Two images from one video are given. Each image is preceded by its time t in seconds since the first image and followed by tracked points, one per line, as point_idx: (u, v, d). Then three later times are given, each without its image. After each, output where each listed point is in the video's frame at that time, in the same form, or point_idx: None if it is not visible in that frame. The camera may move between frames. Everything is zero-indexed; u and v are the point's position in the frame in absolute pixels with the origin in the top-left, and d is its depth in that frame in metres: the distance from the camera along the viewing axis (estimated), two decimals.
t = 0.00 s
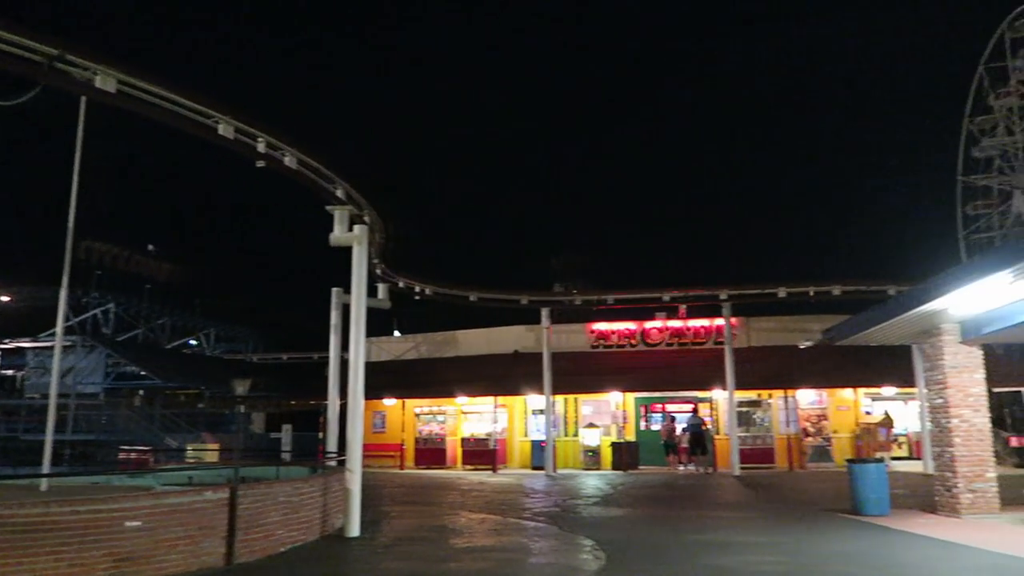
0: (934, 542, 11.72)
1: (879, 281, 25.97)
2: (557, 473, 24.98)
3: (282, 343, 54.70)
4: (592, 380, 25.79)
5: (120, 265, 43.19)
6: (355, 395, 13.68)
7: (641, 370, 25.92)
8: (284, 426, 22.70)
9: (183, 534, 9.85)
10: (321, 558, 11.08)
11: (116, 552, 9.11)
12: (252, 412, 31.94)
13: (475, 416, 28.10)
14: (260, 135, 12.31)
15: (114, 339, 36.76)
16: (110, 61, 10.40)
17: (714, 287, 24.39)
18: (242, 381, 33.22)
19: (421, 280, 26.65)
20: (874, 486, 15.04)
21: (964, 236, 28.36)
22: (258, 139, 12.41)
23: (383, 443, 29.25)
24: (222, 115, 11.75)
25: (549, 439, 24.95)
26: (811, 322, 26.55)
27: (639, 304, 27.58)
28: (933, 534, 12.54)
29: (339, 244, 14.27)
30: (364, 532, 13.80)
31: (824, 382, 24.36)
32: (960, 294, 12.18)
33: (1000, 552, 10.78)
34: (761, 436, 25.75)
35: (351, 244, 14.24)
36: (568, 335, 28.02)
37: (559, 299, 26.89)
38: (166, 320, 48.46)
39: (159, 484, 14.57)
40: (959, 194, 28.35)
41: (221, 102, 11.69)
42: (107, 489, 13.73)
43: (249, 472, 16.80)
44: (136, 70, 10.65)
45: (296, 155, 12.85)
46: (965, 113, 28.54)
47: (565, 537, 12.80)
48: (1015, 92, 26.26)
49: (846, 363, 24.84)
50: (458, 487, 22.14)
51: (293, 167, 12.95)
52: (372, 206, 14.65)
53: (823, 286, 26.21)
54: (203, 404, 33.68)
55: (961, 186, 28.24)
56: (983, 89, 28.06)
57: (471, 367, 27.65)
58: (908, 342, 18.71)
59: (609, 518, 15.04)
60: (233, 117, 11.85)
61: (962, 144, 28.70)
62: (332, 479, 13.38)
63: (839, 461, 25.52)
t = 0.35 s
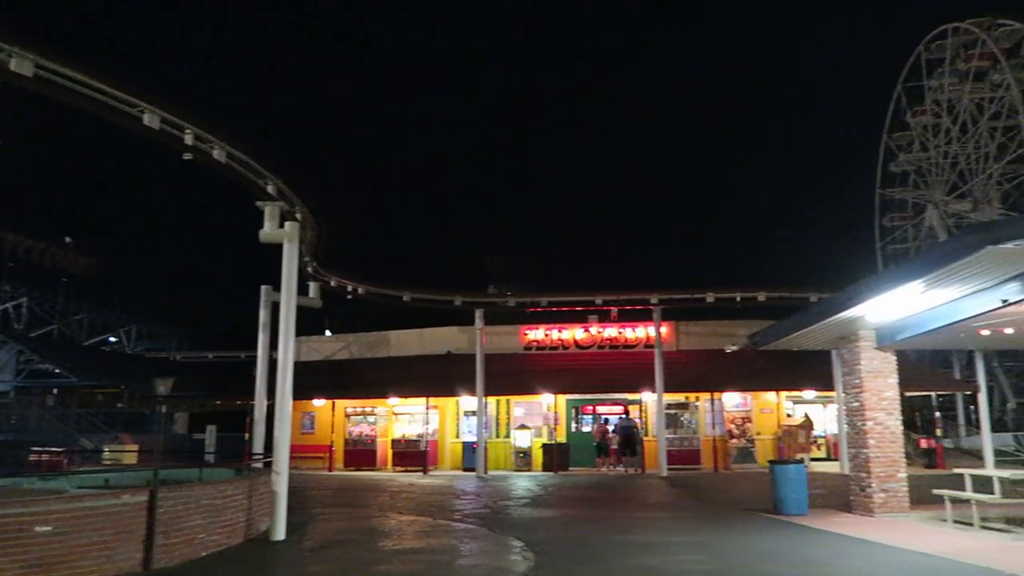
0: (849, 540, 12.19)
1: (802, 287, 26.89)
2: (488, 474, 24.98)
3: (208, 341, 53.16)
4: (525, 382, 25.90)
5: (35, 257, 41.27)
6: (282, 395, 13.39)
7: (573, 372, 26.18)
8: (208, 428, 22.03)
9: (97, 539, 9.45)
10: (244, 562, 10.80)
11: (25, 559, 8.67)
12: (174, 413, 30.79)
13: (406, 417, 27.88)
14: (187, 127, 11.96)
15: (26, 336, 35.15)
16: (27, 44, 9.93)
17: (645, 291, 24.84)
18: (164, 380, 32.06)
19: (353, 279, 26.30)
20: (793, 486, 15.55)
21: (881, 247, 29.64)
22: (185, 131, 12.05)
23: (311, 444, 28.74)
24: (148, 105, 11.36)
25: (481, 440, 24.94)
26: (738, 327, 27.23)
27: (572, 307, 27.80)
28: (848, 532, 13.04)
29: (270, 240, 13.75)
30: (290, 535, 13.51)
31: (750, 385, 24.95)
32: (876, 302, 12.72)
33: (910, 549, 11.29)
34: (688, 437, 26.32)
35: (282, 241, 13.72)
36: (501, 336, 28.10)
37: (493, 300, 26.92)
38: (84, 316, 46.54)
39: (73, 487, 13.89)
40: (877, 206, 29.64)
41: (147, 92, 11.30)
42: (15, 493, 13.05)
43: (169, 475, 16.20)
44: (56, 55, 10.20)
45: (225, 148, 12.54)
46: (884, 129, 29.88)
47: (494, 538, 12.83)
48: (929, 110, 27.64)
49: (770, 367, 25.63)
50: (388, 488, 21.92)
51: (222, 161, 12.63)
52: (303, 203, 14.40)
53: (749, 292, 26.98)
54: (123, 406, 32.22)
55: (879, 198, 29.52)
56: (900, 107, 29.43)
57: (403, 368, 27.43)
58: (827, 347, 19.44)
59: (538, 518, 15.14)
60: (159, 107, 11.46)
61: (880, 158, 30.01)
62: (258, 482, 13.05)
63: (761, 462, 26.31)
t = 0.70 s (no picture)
0: (783, 540, 12.51)
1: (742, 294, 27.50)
2: (431, 477, 24.80)
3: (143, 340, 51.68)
4: (469, 384, 25.83)
5: None
6: (220, 395, 13.06)
7: (516, 374, 26.27)
8: (142, 429, 21.36)
9: (23, 544, 9.07)
10: (178, 567, 10.50)
11: None
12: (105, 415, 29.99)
13: (349, 419, 27.58)
14: (124, 118, 11.61)
15: None
16: None
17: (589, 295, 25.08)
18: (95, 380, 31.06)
19: (296, 279, 25.87)
20: (730, 488, 15.90)
21: (818, 256, 30.55)
22: (122, 122, 11.70)
23: (250, 447, 28.19)
24: (82, 95, 10.97)
25: (424, 442, 24.80)
26: (680, 333, 27.69)
27: (517, 311, 27.96)
28: (781, 533, 13.40)
29: (209, 237, 13.44)
30: (226, 539, 13.17)
31: (690, 389, 25.35)
32: (812, 309, 13.07)
33: (840, 549, 11.64)
34: (630, 440, 26.65)
35: (222, 238, 13.41)
36: (446, 339, 28.00)
37: (439, 302, 26.81)
38: (10, 312, 44.84)
39: None
40: (815, 216, 30.56)
41: (82, 81, 10.91)
42: None
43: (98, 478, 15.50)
44: None
45: (164, 141, 12.21)
46: (822, 141, 30.83)
47: (436, 541, 12.79)
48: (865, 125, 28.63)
49: (710, 372, 26.15)
50: (329, 491, 21.62)
51: (160, 154, 12.29)
52: (244, 199, 14.06)
53: (691, 298, 27.50)
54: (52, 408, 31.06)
55: (817, 208, 30.45)
56: (837, 120, 30.42)
57: (346, 370, 27.12)
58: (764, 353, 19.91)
59: (479, 521, 15.14)
60: (94, 97, 11.08)
61: (818, 170, 30.94)
62: (194, 485, 12.70)
63: (701, 464, 26.80)
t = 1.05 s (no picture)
0: (716, 543, 12.80)
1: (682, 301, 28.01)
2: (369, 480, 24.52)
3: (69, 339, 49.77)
4: (410, 387, 25.66)
5: None
6: (152, 396, 12.68)
7: (458, 378, 26.20)
8: (68, 430, 20.58)
9: None
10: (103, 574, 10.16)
11: None
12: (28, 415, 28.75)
13: (287, 421, 26.92)
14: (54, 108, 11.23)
15: None
16: None
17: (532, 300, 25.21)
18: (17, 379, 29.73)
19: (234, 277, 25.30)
20: (666, 491, 16.15)
21: (755, 265, 31.29)
22: (52, 112, 11.30)
23: (182, 450, 27.44)
24: (11, 82, 10.56)
25: (364, 445, 24.53)
26: (620, 337, 28.02)
27: (459, 313, 27.92)
28: (715, 535, 13.68)
29: (143, 233, 13.05)
30: (155, 544, 12.79)
31: (630, 393, 25.68)
32: (747, 317, 13.38)
33: (770, 551, 11.96)
34: (570, 444, 26.83)
35: (157, 234, 13.06)
36: (388, 341, 27.75)
37: (381, 304, 26.57)
38: None
39: None
40: (753, 226, 31.34)
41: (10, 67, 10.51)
42: None
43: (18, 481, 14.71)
44: None
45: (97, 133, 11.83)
46: (760, 153, 31.61)
47: (373, 545, 12.67)
48: (801, 139, 29.55)
49: (649, 378, 26.56)
50: (265, 495, 21.21)
51: (93, 146, 11.90)
52: (182, 195, 13.65)
53: (632, 304, 27.88)
54: None
55: (755, 218, 31.25)
56: (775, 133, 31.24)
57: (285, 372, 26.65)
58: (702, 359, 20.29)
59: (416, 526, 15.03)
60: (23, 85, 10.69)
61: (756, 181, 31.76)
62: (122, 489, 12.30)
63: (639, 468, 27.15)
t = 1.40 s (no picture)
0: (664, 546, 12.93)
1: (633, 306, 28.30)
2: (317, 484, 24.16)
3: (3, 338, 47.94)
4: (360, 390, 25.38)
5: None
6: (91, 398, 12.28)
7: (409, 381, 26.04)
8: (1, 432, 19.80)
9: None
10: None
11: None
12: None
13: (233, 424, 26.52)
14: None
15: None
16: None
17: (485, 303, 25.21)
18: None
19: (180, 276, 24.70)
20: (616, 495, 16.29)
21: (705, 272, 31.82)
22: None
23: (123, 453, 26.65)
24: None
25: (312, 449, 24.18)
26: (572, 342, 28.13)
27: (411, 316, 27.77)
28: (662, 539, 13.82)
29: (84, 230, 12.66)
30: (92, 551, 12.38)
31: (580, 397, 25.84)
32: (695, 322, 13.60)
33: (716, 554, 12.12)
34: (520, 448, 26.90)
35: (99, 231, 12.68)
36: (338, 343, 27.41)
37: (332, 306, 26.24)
38: None
39: None
40: (703, 233, 31.86)
41: None
42: None
43: None
44: None
45: (37, 125, 11.45)
46: (711, 162, 32.21)
47: (321, 550, 12.48)
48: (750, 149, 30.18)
49: (600, 382, 26.76)
50: (210, 499, 20.73)
51: (33, 138, 11.51)
52: (127, 192, 13.24)
53: (584, 308, 28.09)
54: None
55: (705, 226, 31.79)
56: (726, 143, 31.86)
57: (231, 373, 26.11)
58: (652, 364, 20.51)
59: (363, 530, 14.84)
60: None
61: (707, 189, 32.32)
62: (58, 493, 11.88)
63: (589, 472, 27.34)
